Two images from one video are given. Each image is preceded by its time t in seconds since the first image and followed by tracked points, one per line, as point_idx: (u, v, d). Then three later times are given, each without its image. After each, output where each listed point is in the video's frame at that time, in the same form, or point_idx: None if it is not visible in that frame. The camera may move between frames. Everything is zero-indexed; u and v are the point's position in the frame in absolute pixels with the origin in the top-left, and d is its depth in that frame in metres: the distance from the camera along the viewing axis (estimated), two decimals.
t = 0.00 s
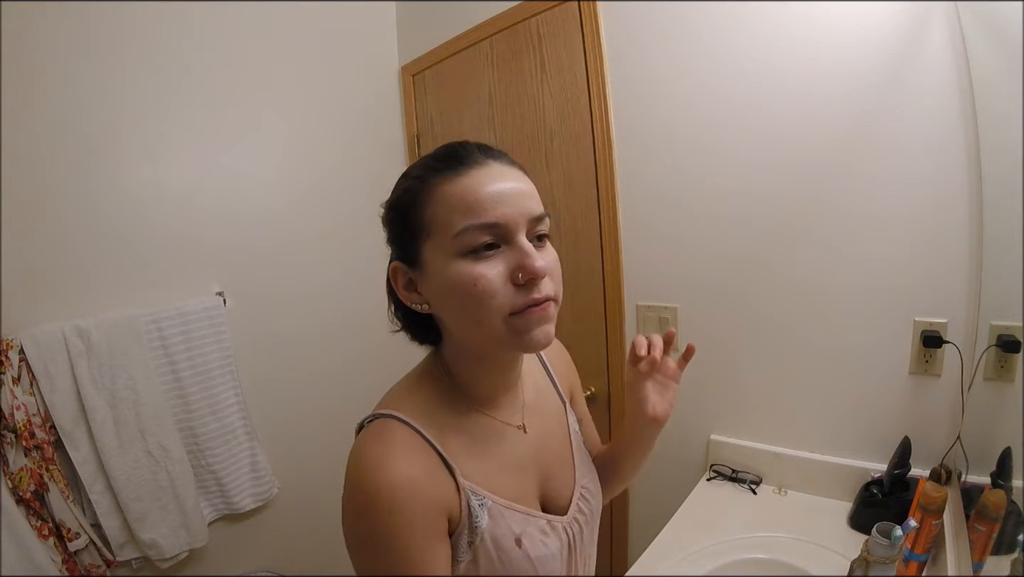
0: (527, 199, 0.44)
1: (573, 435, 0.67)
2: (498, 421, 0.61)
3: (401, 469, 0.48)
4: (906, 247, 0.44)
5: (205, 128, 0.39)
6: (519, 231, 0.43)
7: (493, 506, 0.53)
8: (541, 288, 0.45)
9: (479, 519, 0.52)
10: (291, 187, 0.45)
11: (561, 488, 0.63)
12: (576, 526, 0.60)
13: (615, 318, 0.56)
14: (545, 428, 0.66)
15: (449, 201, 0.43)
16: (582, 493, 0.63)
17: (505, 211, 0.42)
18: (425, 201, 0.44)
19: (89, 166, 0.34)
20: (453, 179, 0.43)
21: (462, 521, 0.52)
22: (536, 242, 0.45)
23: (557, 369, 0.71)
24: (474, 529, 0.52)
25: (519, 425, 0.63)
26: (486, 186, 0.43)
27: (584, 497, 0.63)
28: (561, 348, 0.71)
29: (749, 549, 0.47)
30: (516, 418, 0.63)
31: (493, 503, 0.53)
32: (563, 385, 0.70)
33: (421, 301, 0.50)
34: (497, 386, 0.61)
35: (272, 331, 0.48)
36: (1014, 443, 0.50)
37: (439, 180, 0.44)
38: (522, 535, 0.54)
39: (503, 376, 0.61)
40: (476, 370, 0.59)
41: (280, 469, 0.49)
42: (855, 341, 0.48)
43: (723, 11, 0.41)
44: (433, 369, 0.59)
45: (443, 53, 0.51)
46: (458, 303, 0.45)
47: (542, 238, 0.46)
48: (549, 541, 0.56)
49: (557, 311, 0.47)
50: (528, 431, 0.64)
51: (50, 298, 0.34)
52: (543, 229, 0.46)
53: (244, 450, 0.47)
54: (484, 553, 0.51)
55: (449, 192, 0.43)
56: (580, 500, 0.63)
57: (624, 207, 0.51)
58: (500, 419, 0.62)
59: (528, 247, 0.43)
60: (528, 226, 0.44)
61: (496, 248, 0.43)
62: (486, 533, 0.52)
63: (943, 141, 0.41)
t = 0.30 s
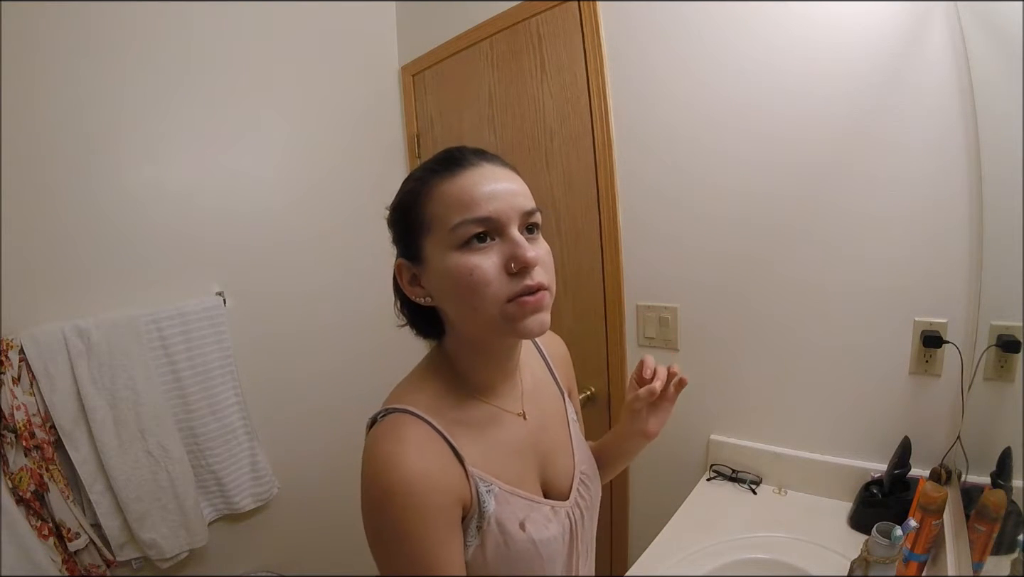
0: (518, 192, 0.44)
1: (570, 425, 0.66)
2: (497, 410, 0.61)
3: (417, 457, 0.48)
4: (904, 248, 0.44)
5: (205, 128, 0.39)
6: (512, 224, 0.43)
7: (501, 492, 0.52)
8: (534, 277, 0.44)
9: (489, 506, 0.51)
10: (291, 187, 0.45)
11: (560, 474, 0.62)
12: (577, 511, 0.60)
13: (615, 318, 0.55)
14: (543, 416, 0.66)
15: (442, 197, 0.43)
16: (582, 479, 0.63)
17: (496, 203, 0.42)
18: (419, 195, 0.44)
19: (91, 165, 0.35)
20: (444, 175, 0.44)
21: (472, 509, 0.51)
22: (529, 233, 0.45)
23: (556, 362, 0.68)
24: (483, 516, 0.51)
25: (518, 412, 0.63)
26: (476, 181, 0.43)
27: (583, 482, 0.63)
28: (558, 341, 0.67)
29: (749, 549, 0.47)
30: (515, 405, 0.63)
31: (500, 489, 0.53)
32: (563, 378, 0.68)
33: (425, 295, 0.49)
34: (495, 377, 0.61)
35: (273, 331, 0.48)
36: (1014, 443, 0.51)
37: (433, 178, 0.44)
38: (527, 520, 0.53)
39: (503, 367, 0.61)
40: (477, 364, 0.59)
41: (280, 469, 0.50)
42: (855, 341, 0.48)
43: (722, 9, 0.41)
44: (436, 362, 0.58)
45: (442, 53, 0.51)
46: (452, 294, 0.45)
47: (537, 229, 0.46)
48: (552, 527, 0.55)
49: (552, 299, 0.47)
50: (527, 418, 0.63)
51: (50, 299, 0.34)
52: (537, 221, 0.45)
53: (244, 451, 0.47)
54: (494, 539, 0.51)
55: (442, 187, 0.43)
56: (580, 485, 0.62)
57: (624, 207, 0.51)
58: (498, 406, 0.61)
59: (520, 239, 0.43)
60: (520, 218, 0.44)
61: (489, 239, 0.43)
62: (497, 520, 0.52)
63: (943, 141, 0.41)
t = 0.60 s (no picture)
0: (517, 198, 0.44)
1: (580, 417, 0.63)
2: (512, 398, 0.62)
3: (433, 441, 0.48)
4: (904, 248, 0.44)
5: (206, 127, 0.39)
6: (512, 227, 0.43)
7: (513, 475, 0.52)
8: (536, 278, 0.44)
9: (500, 488, 0.51)
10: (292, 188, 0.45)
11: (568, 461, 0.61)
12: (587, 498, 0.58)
13: (615, 318, 0.56)
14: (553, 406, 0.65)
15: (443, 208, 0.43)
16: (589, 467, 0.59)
17: (495, 208, 0.42)
18: (424, 207, 0.45)
19: (91, 165, 0.34)
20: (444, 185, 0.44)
21: (485, 491, 0.52)
22: (530, 234, 0.45)
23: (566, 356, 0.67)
24: (495, 497, 0.51)
25: (533, 402, 0.64)
26: (474, 192, 0.43)
27: (591, 473, 0.59)
28: (566, 335, 0.67)
29: (749, 549, 0.47)
30: (529, 394, 0.64)
31: (513, 472, 0.52)
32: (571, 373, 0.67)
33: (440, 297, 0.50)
34: (510, 365, 0.61)
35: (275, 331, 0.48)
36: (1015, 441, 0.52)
37: (434, 190, 0.44)
38: (537, 503, 0.53)
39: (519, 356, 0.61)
40: (491, 362, 0.59)
41: (280, 469, 0.50)
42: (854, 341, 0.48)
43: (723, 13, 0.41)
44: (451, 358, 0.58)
45: (443, 53, 0.52)
46: (460, 298, 0.45)
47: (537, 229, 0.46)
48: (560, 511, 0.55)
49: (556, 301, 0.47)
50: (541, 408, 0.64)
51: (53, 300, 0.34)
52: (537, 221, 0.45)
53: (244, 451, 0.47)
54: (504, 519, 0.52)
55: (441, 199, 0.43)
56: (587, 475, 0.59)
57: (624, 208, 0.51)
58: (511, 394, 0.62)
59: (521, 242, 0.43)
60: (519, 222, 0.43)
61: (490, 243, 0.43)
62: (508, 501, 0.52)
63: (942, 136, 0.41)
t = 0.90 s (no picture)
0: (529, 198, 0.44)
1: (580, 417, 0.59)
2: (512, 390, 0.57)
3: (439, 429, 0.45)
4: (904, 247, 0.44)
5: (206, 128, 0.39)
6: (523, 227, 0.44)
7: (512, 465, 0.49)
8: (546, 274, 0.44)
9: (498, 478, 0.48)
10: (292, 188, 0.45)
11: (567, 458, 0.56)
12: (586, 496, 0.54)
13: (615, 318, 0.55)
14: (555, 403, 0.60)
15: (456, 207, 0.43)
16: (587, 464, 0.55)
17: (508, 207, 0.42)
18: (434, 203, 0.44)
19: (90, 165, 0.34)
20: (455, 184, 0.43)
21: (482, 479, 0.49)
22: (540, 233, 0.45)
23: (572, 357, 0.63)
24: (492, 486, 0.48)
25: (533, 396, 0.58)
26: (488, 191, 0.42)
27: (590, 469, 0.55)
28: (570, 337, 0.63)
29: (748, 549, 0.47)
30: (530, 387, 0.58)
31: (512, 462, 0.49)
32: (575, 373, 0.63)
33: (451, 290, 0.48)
34: (514, 359, 0.57)
35: (275, 331, 0.48)
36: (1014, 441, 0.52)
37: (446, 187, 0.43)
38: (534, 494, 0.50)
39: (526, 349, 0.57)
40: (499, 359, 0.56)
41: (280, 469, 0.50)
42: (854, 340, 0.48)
43: (721, 14, 0.40)
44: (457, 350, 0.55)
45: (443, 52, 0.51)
46: (473, 296, 0.45)
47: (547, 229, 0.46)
48: (557, 504, 0.51)
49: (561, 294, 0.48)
50: (542, 403, 0.58)
51: (53, 300, 0.34)
52: (547, 222, 0.46)
53: (244, 451, 0.47)
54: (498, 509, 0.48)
55: (455, 197, 0.43)
56: (585, 471, 0.55)
57: (624, 208, 0.51)
58: (515, 387, 0.57)
59: (531, 240, 0.43)
60: (530, 222, 0.44)
61: (503, 242, 0.43)
62: (505, 492, 0.49)
63: (941, 141, 0.41)
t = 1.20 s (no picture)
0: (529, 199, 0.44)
1: (574, 419, 0.59)
2: (504, 390, 0.56)
3: (422, 428, 0.46)
4: (904, 247, 0.44)
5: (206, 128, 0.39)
6: (520, 229, 0.43)
7: (494, 464, 0.49)
8: (539, 279, 0.44)
9: (479, 475, 0.49)
10: (291, 188, 0.45)
11: (558, 460, 0.56)
12: (573, 501, 0.53)
13: (615, 321, 0.55)
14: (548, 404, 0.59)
15: (457, 205, 0.43)
16: (576, 467, 0.55)
17: (507, 209, 0.42)
18: (438, 204, 0.44)
19: (90, 164, 0.34)
20: (458, 184, 0.44)
21: (463, 476, 0.49)
22: (536, 237, 0.45)
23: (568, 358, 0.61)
24: (473, 483, 0.49)
25: (524, 397, 0.58)
26: (488, 190, 0.43)
27: (578, 472, 0.55)
28: (571, 337, 0.61)
29: (748, 549, 0.47)
30: (521, 387, 0.58)
31: (494, 462, 0.49)
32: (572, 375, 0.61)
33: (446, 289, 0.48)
34: (507, 359, 0.56)
35: (275, 332, 0.48)
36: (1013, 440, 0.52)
37: (450, 185, 0.44)
38: (516, 494, 0.50)
39: (519, 350, 0.56)
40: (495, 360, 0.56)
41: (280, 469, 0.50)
42: (855, 340, 0.48)
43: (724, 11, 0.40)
44: (451, 351, 0.55)
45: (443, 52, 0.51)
46: (467, 295, 0.45)
47: (544, 234, 0.46)
48: (540, 506, 0.51)
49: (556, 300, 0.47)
50: (533, 404, 0.58)
51: (54, 300, 0.34)
52: (544, 227, 0.45)
53: (244, 451, 0.47)
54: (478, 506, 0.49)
55: (457, 195, 0.43)
56: (573, 474, 0.54)
57: (624, 209, 0.51)
58: (504, 387, 0.57)
59: (527, 243, 0.43)
60: (529, 225, 0.43)
61: (498, 243, 0.43)
62: (485, 490, 0.49)
63: (942, 143, 0.42)
